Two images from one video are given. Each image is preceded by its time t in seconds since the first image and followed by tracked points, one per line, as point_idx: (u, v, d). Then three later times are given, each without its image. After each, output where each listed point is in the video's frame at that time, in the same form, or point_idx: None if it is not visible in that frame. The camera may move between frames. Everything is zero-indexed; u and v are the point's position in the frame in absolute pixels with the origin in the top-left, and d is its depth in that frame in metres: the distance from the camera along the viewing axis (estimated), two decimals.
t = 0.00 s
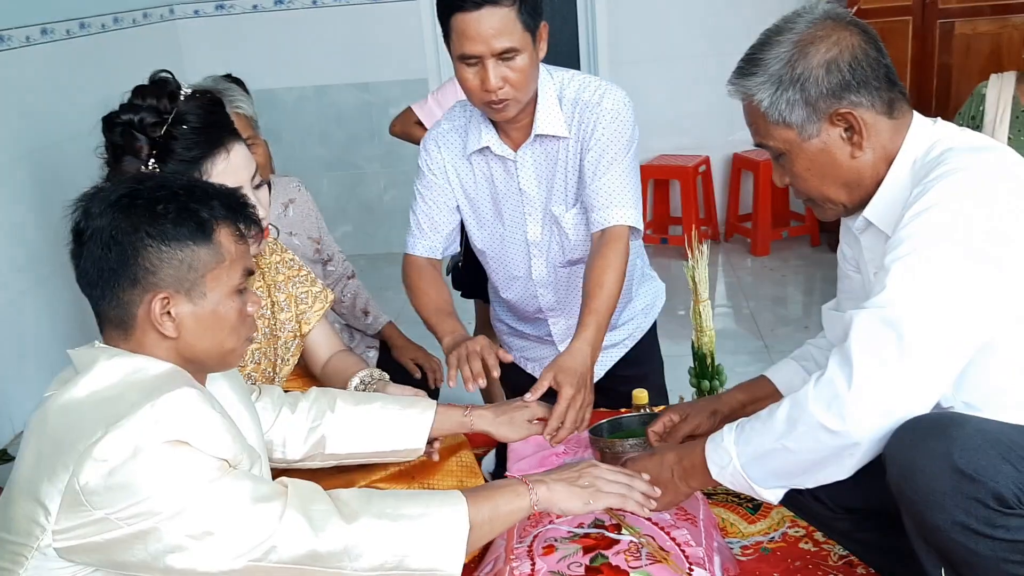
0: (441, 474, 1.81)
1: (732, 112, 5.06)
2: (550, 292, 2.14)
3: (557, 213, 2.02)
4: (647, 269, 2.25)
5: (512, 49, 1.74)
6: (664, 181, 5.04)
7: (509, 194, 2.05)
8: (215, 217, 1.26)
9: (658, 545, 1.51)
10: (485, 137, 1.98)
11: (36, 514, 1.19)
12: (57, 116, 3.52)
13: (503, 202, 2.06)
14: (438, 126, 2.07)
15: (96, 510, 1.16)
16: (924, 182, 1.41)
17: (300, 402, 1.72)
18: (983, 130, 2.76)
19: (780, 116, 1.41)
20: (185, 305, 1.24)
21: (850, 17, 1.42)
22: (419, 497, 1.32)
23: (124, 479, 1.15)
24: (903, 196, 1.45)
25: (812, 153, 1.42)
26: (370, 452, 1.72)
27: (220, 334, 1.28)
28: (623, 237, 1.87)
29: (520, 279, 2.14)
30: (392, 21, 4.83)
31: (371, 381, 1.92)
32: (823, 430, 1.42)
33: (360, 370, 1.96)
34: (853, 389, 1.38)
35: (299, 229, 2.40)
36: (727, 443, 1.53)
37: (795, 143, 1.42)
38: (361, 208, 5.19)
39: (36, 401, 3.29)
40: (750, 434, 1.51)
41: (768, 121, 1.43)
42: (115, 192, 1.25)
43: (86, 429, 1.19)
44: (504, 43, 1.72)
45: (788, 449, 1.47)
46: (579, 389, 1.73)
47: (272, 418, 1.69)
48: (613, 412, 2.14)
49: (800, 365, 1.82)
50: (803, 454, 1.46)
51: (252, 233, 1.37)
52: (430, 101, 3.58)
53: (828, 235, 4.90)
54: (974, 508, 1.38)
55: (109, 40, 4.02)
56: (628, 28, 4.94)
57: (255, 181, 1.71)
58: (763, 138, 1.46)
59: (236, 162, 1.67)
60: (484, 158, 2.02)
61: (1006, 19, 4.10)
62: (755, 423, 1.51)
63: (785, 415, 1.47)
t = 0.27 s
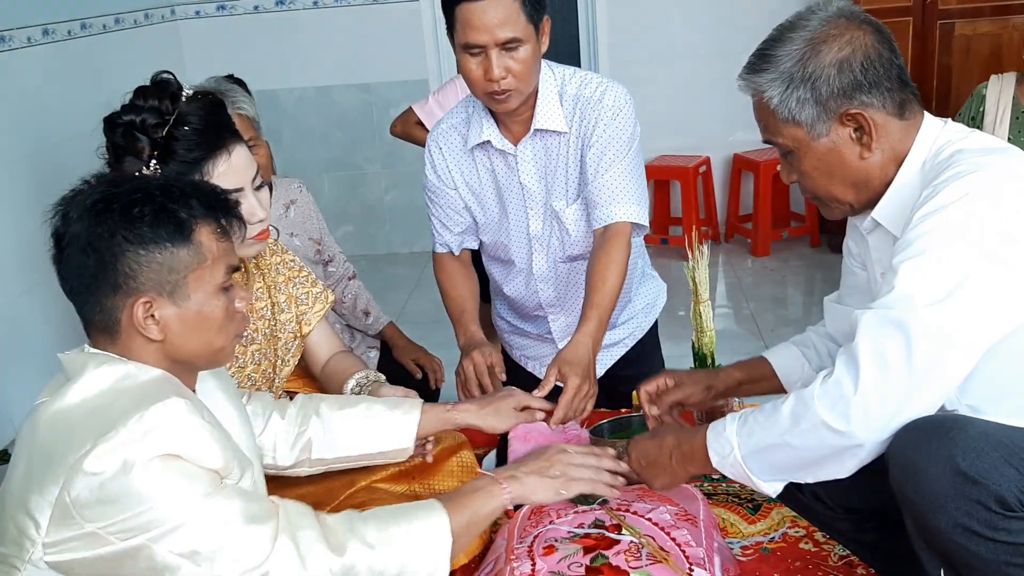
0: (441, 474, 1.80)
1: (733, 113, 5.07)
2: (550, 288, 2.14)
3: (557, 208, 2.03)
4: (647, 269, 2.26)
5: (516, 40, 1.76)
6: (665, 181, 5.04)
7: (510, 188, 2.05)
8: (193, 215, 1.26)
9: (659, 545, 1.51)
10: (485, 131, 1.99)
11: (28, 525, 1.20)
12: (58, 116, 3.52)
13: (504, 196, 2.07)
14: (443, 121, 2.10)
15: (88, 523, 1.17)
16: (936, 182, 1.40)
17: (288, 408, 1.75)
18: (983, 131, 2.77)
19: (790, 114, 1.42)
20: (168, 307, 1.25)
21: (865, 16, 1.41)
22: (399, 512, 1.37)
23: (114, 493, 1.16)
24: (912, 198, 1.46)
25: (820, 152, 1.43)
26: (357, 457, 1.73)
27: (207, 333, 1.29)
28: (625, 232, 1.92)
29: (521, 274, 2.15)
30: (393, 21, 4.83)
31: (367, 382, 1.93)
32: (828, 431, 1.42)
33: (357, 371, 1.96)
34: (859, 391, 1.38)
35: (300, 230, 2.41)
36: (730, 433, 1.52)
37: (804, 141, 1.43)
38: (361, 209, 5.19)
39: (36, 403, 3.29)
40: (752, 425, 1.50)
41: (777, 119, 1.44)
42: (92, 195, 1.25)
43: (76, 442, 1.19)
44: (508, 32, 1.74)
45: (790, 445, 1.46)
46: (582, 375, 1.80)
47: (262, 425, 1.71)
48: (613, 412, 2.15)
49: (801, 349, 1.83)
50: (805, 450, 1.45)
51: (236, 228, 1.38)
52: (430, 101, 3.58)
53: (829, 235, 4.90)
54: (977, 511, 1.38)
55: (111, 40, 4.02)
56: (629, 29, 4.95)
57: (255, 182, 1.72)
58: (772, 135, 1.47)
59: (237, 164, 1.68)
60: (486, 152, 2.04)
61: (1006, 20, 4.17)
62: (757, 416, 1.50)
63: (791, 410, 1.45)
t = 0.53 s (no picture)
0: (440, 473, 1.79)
1: (733, 113, 5.07)
2: (547, 281, 2.14)
3: (553, 200, 2.04)
4: (646, 269, 2.26)
5: (518, 26, 1.81)
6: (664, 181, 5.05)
7: (507, 180, 2.08)
8: (186, 222, 1.26)
9: (658, 545, 1.52)
10: (483, 123, 2.02)
11: (30, 542, 1.16)
12: (58, 116, 3.52)
13: (502, 188, 2.09)
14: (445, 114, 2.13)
15: (89, 550, 1.12)
16: (942, 185, 1.41)
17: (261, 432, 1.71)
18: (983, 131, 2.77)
19: (799, 109, 1.42)
20: (160, 314, 1.26)
21: (883, 13, 1.41)
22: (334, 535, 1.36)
23: (120, 522, 1.11)
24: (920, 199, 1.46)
25: (827, 148, 1.43)
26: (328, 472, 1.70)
27: (199, 341, 1.29)
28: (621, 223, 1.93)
29: (518, 267, 2.16)
30: (393, 22, 4.84)
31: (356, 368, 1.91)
32: (827, 430, 1.41)
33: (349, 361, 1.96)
34: (860, 391, 1.37)
35: (300, 230, 2.41)
36: (727, 418, 1.52)
37: (811, 137, 1.44)
38: (361, 208, 5.20)
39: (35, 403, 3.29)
40: (750, 414, 1.49)
41: (786, 113, 1.44)
42: (82, 202, 1.24)
43: (83, 461, 1.14)
44: (510, 19, 1.80)
45: (788, 437, 1.46)
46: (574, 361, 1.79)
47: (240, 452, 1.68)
48: (612, 412, 2.15)
49: (790, 311, 1.87)
50: (798, 441, 1.46)
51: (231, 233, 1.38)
52: (429, 102, 3.58)
53: (829, 235, 4.91)
54: (976, 512, 1.38)
55: (111, 41, 4.03)
56: (629, 29, 4.95)
57: (255, 179, 1.73)
58: (780, 128, 1.47)
59: (236, 161, 1.69)
60: (484, 144, 2.07)
61: (1006, 21, 4.17)
62: (755, 404, 1.49)
63: (792, 403, 1.44)
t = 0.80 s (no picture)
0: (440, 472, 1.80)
1: (733, 113, 5.07)
2: (548, 272, 2.15)
3: (553, 189, 2.06)
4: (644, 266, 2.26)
5: (520, 9, 1.90)
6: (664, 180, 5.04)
7: (505, 170, 2.09)
8: (206, 232, 1.27)
9: (658, 544, 1.52)
10: (483, 114, 2.05)
11: (31, 551, 1.16)
12: (57, 115, 3.52)
13: (501, 178, 2.10)
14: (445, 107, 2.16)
15: (88, 562, 1.12)
16: (945, 181, 1.41)
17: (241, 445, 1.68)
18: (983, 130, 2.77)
19: (805, 104, 1.42)
20: (165, 321, 1.26)
21: (892, 11, 1.41)
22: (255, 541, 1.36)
23: (119, 536, 1.12)
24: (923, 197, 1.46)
25: (831, 144, 1.44)
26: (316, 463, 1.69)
27: (201, 350, 1.28)
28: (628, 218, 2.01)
29: (518, 259, 2.16)
30: (392, 21, 4.83)
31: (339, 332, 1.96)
32: (835, 427, 1.40)
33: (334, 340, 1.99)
34: (870, 390, 1.36)
35: (300, 229, 2.41)
36: (730, 420, 1.50)
37: (815, 132, 1.44)
38: (361, 208, 5.20)
39: (35, 402, 3.29)
40: (753, 412, 1.48)
41: (792, 107, 1.45)
42: (106, 199, 1.24)
43: (85, 472, 1.14)
44: (513, 3, 1.89)
45: (792, 435, 1.45)
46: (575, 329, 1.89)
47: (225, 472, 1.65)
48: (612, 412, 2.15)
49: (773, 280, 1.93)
50: (806, 440, 1.44)
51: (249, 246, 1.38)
52: (429, 101, 3.58)
53: (829, 234, 4.91)
54: (976, 510, 1.38)
55: (110, 40, 4.03)
56: (629, 28, 4.95)
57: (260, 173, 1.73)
58: (784, 122, 1.48)
59: (243, 154, 1.69)
60: (483, 135, 2.09)
61: (1006, 20, 4.17)
62: (759, 405, 1.48)
63: (798, 400, 1.43)
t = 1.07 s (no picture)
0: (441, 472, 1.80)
1: (733, 112, 5.07)
2: (552, 262, 2.16)
3: (558, 178, 2.08)
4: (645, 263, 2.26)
5: None
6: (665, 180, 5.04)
7: (509, 161, 2.10)
8: (189, 234, 1.27)
9: (659, 543, 1.52)
10: (486, 104, 2.05)
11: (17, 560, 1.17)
12: (57, 115, 3.52)
13: (504, 170, 2.10)
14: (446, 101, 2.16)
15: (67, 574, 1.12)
16: (949, 177, 1.40)
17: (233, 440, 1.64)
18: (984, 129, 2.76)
19: (806, 99, 1.42)
20: (145, 323, 1.26)
21: (894, 8, 1.41)
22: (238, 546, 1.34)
23: (98, 548, 1.11)
24: (924, 194, 1.45)
25: (830, 140, 1.44)
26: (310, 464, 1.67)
27: (182, 352, 1.29)
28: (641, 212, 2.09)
29: (523, 250, 2.17)
30: (392, 20, 4.83)
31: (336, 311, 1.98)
32: (854, 418, 1.36)
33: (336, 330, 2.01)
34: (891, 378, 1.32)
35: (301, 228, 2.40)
36: (740, 413, 1.46)
37: (815, 129, 1.44)
38: (361, 208, 5.20)
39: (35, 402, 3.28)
40: (767, 404, 1.44)
41: (791, 103, 1.45)
42: (88, 197, 1.24)
43: (67, 483, 1.14)
44: None
45: (807, 429, 1.41)
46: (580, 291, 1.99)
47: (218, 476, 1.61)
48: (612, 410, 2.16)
49: (763, 258, 1.96)
50: (821, 436, 1.40)
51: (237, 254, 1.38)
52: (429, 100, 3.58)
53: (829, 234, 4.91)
54: (977, 508, 1.38)
55: (111, 40, 4.03)
56: (629, 28, 4.95)
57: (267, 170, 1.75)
58: (784, 117, 1.48)
59: (250, 150, 1.70)
60: (485, 127, 2.09)
61: (1006, 19, 4.17)
62: (774, 397, 1.44)
63: (815, 392, 1.40)
